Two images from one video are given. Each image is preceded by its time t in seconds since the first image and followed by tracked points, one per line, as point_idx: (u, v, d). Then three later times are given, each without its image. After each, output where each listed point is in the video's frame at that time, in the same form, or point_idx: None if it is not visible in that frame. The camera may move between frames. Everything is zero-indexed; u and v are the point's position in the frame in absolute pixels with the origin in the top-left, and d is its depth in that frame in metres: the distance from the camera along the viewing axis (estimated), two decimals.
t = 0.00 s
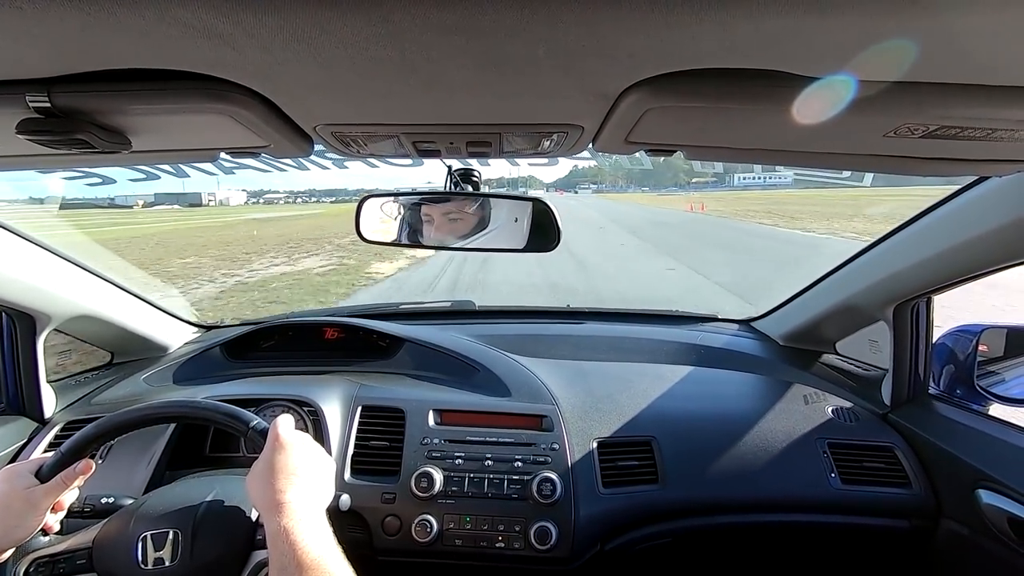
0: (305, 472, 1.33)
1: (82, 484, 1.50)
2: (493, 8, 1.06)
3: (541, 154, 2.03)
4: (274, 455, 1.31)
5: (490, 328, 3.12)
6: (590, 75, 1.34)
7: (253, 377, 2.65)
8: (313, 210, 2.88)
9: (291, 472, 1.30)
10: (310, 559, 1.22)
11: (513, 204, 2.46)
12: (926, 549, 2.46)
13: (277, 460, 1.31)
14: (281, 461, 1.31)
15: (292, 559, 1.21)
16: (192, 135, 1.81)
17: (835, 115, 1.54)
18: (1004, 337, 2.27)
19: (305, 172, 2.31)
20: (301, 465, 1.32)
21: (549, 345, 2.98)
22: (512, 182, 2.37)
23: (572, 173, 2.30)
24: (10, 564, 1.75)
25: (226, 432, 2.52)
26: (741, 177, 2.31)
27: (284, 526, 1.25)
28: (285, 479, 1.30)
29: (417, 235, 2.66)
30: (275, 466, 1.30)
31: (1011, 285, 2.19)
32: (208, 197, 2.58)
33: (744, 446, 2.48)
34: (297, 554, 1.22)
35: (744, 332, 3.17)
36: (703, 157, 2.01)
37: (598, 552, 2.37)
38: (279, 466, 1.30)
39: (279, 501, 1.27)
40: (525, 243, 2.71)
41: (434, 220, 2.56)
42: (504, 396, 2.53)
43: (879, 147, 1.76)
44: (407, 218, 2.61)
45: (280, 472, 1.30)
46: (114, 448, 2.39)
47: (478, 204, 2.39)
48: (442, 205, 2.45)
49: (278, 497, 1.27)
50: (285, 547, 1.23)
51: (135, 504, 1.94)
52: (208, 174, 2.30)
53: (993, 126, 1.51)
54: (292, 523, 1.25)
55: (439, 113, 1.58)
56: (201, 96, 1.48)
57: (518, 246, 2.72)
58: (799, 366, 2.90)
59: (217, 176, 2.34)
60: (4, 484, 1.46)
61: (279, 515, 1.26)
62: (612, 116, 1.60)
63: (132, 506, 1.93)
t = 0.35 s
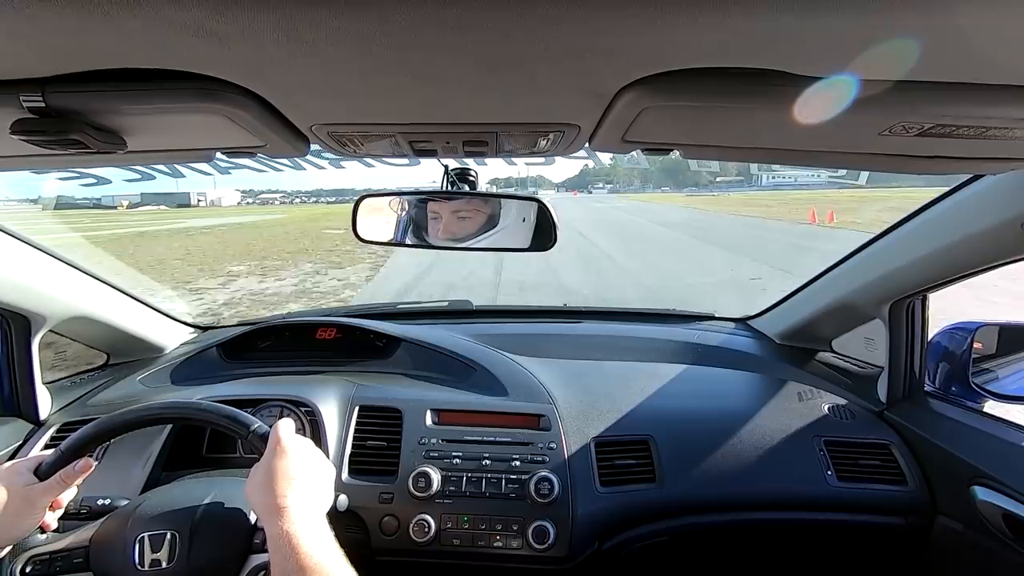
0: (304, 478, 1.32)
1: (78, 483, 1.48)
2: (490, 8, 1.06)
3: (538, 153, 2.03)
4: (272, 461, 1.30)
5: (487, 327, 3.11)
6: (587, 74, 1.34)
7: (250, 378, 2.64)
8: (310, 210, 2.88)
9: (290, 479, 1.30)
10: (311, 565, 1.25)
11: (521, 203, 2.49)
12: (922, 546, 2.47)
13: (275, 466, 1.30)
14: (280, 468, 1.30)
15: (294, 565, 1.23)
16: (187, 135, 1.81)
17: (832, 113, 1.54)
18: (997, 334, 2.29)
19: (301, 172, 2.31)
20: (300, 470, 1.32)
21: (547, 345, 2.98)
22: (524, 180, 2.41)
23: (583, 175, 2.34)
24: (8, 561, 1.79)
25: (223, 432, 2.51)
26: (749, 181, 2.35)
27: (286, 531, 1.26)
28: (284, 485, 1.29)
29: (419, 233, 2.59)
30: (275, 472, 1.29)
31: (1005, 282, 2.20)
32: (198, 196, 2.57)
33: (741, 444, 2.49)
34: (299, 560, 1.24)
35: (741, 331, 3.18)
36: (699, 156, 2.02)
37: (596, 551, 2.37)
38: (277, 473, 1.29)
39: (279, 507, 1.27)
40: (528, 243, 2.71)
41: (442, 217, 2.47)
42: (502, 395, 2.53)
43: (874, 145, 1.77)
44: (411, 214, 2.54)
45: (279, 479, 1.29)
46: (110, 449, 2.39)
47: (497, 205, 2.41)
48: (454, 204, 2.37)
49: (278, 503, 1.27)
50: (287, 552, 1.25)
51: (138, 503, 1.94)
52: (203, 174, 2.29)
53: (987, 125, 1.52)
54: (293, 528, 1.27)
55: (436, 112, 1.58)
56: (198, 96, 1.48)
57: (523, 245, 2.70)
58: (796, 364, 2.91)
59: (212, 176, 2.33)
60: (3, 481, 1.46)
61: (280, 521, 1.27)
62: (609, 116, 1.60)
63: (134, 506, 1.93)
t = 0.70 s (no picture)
0: (305, 482, 1.32)
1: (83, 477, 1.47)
2: (491, 7, 1.06)
3: (539, 153, 2.03)
4: (276, 464, 1.31)
5: (487, 327, 3.11)
6: (588, 73, 1.34)
7: (251, 377, 2.64)
8: (311, 210, 2.87)
9: (292, 483, 1.30)
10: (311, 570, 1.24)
11: (522, 202, 2.49)
12: (923, 546, 2.47)
13: (278, 470, 1.31)
14: (282, 471, 1.30)
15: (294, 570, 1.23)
16: (189, 134, 1.81)
17: (834, 114, 1.54)
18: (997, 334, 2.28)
19: (303, 172, 2.31)
20: (301, 474, 1.32)
21: (547, 344, 2.98)
22: (531, 181, 2.43)
23: (591, 176, 2.37)
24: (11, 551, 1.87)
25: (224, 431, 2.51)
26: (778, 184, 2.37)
27: (287, 535, 1.26)
28: (286, 488, 1.29)
29: (420, 231, 2.55)
30: (277, 476, 1.30)
31: (1007, 283, 2.20)
32: (183, 196, 2.55)
33: (742, 444, 2.49)
34: (298, 565, 1.24)
35: (741, 330, 3.18)
36: (701, 155, 2.02)
37: (596, 550, 2.37)
38: (280, 476, 1.30)
39: (281, 511, 1.28)
40: (527, 243, 2.70)
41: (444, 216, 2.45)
42: (503, 395, 2.53)
43: (876, 145, 1.77)
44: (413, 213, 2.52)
45: (281, 483, 1.29)
46: (111, 447, 2.39)
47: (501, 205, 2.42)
48: (458, 203, 2.35)
49: (280, 507, 1.28)
50: (288, 558, 1.25)
51: (145, 499, 1.94)
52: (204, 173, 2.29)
53: (989, 125, 1.52)
54: (294, 533, 1.27)
55: (437, 111, 1.58)
56: (199, 95, 1.48)
57: (523, 245, 2.69)
58: (797, 364, 2.91)
59: (214, 175, 2.33)
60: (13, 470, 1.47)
61: (282, 525, 1.27)
62: (610, 115, 1.60)
63: (140, 502, 1.93)
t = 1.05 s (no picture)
0: (316, 487, 1.33)
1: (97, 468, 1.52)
2: (495, 10, 1.06)
3: (543, 154, 2.04)
4: (288, 469, 1.34)
5: (490, 328, 3.11)
6: (592, 75, 1.34)
7: (254, 379, 2.64)
8: (314, 211, 2.88)
9: (303, 488, 1.31)
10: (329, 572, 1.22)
11: (525, 204, 2.48)
12: (928, 548, 2.46)
13: (291, 476, 1.33)
14: (293, 477, 1.33)
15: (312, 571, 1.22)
16: (194, 136, 1.82)
17: (839, 114, 1.53)
18: (1002, 335, 2.26)
19: (306, 174, 2.31)
20: (311, 479, 1.33)
21: (550, 346, 2.97)
22: (534, 182, 2.40)
23: (597, 175, 2.33)
24: (20, 541, 1.95)
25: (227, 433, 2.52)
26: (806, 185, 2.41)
27: (302, 538, 1.26)
28: (300, 493, 1.31)
29: (423, 233, 2.60)
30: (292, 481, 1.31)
31: (1012, 283, 2.19)
32: (165, 196, 2.56)
33: (746, 445, 2.48)
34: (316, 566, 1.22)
35: (745, 331, 3.17)
36: (704, 156, 2.01)
37: (600, 552, 2.36)
38: (291, 481, 1.32)
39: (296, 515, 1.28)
40: (529, 244, 2.68)
41: (444, 215, 2.50)
42: (506, 396, 2.53)
43: (880, 146, 1.76)
44: (415, 214, 2.56)
45: (292, 487, 1.31)
46: (116, 448, 2.40)
47: (502, 205, 2.44)
48: (461, 204, 2.40)
49: (293, 511, 1.28)
50: (305, 561, 1.24)
51: (152, 501, 1.94)
52: (209, 176, 2.30)
53: (994, 125, 1.51)
54: (309, 535, 1.26)
55: (440, 113, 1.58)
56: (204, 98, 1.49)
57: (524, 245, 2.67)
58: (801, 366, 2.90)
59: (217, 177, 2.34)
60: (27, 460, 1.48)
61: (296, 529, 1.27)
62: (614, 116, 1.60)
63: (148, 504, 1.93)
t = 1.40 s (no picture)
0: (325, 490, 1.34)
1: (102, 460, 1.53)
2: (498, 10, 1.06)
3: (546, 154, 2.04)
4: (297, 471, 1.35)
5: (493, 328, 3.11)
6: (595, 75, 1.34)
7: (258, 378, 2.65)
8: (317, 212, 2.88)
9: (311, 489, 1.33)
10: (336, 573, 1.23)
11: (536, 207, 2.50)
12: (932, 549, 2.45)
13: (298, 478, 1.34)
14: (302, 479, 1.34)
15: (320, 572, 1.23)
16: (198, 137, 1.83)
17: (844, 114, 1.53)
18: (1008, 336, 2.23)
19: (310, 174, 2.32)
20: (320, 481, 1.35)
21: (553, 346, 2.97)
22: (535, 183, 2.40)
23: (598, 176, 2.34)
24: (29, 532, 1.99)
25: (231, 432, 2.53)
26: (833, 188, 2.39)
27: (310, 540, 1.27)
28: (308, 494, 1.32)
29: (436, 235, 2.61)
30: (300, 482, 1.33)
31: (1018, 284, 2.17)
32: (142, 193, 2.53)
33: (750, 445, 2.47)
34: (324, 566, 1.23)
35: (749, 332, 3.16)
36: (708, 156, 2.01)
37: (603, 552, 2.36)
38: (300, 483, 1.33)
39: (304, 517, 1.29)
40: (541, 243, 2.69)
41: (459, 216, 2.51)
42: (509, 396, 2.53)
43: (884, 146, 1.76)
44: (429, 216, 2.58)
45: (302, 489, 1.32)
46: (121, 447, 2.42)
47: (522, 207, 2.49)
48: (478, 208, 2.43)
49: (301, 513, 1.30)
50: (313, 562, 1.25)
51: (160, 498, 1.94)
52: (213, 176, 2.31)
53: (1000, 125, 1.50)
54: (317, 538, 1.27)
55: (443, 113, 1.59)
56: (208, 98, 1.49)
57: (535, 245, 2.67)
58: (805, 366, 2.89)
59: (221, 178, 2.35)
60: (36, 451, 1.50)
61: (305, 531, 1.28)
62: (617, 117, 1.60)
63: (157, 501, 1.93)
